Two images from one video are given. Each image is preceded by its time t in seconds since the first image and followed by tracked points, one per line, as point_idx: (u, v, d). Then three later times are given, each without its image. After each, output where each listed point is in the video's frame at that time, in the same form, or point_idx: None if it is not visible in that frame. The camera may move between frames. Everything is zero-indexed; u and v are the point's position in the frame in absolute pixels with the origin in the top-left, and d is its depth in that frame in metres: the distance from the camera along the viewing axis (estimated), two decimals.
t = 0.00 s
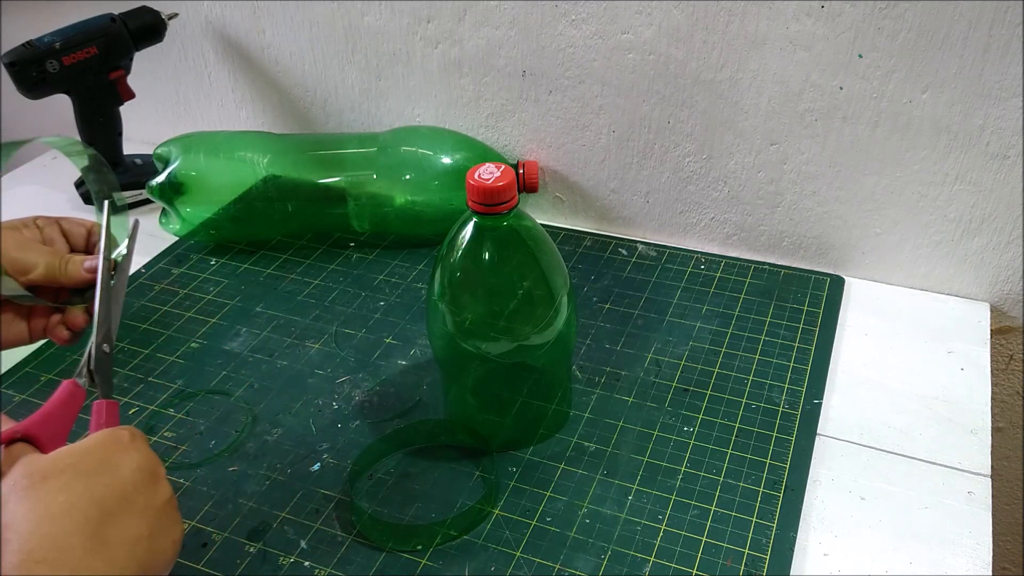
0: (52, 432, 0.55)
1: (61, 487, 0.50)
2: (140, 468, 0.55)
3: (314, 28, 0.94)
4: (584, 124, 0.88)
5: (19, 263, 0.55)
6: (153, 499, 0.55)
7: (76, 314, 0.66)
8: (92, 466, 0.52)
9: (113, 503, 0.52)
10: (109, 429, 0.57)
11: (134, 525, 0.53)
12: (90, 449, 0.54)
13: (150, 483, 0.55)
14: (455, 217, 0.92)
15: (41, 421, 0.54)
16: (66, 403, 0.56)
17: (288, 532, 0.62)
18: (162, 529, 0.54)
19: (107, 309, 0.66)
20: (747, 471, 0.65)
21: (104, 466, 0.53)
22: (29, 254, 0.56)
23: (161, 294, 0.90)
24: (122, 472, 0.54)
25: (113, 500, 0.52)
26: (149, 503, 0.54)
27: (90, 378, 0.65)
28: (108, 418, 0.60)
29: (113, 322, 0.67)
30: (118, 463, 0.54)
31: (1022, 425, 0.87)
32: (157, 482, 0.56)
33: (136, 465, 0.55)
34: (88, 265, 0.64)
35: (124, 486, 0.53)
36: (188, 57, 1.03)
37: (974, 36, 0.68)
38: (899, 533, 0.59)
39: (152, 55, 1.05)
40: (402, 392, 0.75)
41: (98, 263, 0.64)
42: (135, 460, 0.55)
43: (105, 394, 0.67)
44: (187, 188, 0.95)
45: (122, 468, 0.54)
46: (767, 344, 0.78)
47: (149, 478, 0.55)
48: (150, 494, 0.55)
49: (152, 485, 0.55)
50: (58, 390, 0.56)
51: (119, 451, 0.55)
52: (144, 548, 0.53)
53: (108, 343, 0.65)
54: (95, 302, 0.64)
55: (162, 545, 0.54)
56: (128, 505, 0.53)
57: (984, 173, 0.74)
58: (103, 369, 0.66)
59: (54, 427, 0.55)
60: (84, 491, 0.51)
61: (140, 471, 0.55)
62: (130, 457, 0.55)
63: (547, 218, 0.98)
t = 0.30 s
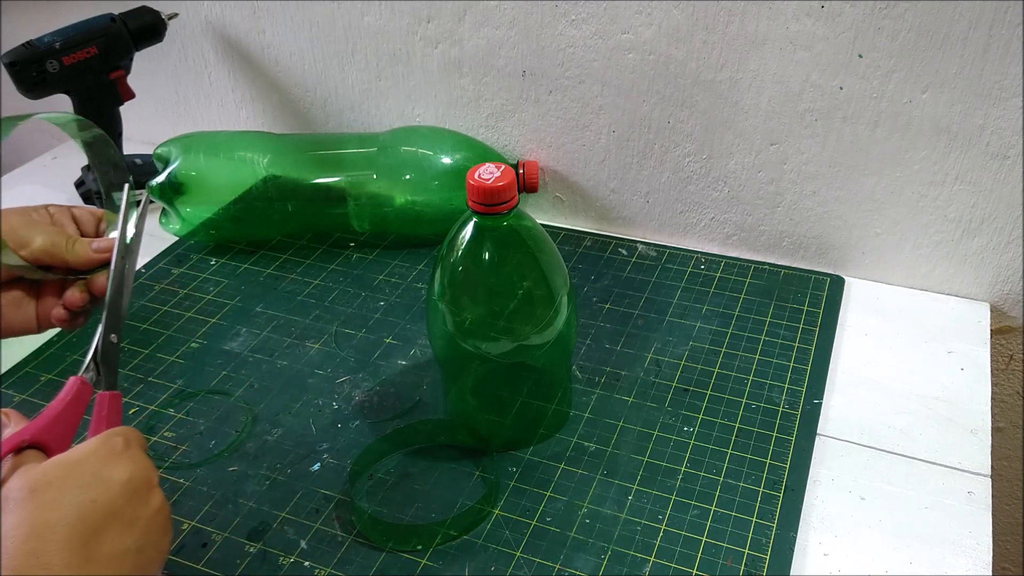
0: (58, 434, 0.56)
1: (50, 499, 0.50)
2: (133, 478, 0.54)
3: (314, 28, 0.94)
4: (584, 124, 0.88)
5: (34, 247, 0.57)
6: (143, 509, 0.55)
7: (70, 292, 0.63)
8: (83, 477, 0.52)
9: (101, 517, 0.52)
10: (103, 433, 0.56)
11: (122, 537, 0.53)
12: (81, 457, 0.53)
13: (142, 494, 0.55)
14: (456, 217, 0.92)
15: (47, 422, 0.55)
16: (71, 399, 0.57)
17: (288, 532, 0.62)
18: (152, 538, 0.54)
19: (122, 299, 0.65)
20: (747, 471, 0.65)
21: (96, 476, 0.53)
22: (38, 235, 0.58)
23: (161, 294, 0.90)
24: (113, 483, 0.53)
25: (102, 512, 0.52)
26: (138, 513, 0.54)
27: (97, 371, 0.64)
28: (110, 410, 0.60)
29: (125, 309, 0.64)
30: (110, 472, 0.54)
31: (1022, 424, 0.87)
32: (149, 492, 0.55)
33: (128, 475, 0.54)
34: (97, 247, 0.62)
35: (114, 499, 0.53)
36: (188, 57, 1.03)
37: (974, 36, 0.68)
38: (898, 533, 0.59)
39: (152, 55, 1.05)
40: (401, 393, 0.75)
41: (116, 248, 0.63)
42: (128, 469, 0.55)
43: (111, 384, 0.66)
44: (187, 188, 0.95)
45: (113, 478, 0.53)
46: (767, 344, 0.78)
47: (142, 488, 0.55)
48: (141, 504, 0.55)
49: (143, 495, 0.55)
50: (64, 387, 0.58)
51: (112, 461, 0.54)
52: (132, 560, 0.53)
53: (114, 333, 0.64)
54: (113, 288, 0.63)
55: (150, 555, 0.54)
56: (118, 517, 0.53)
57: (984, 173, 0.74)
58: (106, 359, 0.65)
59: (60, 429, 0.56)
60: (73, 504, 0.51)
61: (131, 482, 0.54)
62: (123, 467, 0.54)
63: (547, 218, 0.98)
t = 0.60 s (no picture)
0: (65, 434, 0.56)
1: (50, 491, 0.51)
2: (133, 471, 0.55)
3: (314, 28, 0.94)
4: (584, 124, 0.88)
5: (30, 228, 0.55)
6: (144, 502, 0.55)
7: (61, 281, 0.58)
8: (83, 471, 0.53)
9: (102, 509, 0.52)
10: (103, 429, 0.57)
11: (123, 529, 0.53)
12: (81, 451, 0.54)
13: (142, 487, 0.55)
14: (456, 217, 0.92)
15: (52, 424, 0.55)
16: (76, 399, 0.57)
17: (288, 532, 0.62)
18: (153, 532, 0.55)
19: (129, 294, 0.63)
20: (746, 471, 0.65)
21: (95, 469, 0.53)
22: (35, 219, 0.56)
23: (161, 294, 0.90)
24: (112, 475, 0.54)
25: (102, 504, 0.52)
26: (140, 506, 0.54)
27: (104, 366, 0.64)
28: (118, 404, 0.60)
29: (131, 309, 0.64)
30: (109, 465, 0.54)
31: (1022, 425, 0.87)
32: (150, 485, 0.56)
33: (128, 468, 0.55)
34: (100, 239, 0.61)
35: (114, 492, 0.53)
36: (188, 56, 1.03)
37: (974, 36, 0.68)
38: (898, 533, 0.59)
39: (152, 55, 1.05)
40: (401, 393, 0.75)
41: (122, 240, 0.61)
42: (128, 462, 0.55)
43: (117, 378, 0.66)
44: (187, 188, 0.95)
45: (113, 470, 0.54)
46: (767, 344, 0.78)
47: (142, 482, 0.56)
48: (142, 497, 0.55)
49: (143, 488, 0.55)
50: (70, 387, 0.58)
51: (111, 454, 0.55)
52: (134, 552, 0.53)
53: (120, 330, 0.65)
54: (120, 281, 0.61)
55: (153, 548, 0.54)
56: (119, 510, 0.53)
57: (984, 173, 0.74)
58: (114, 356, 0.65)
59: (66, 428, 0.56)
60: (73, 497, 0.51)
61: (131, 475, 0.55)
62: (122, 460, 0.55)
63: (547, 218, 0.98)
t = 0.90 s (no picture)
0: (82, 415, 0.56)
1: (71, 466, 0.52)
2: (157, 445, 0.55)
3: (314, 28, 0.94)
4: (584, 124, 0.88)
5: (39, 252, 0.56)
6: (172, 475, 0.55)
7: (55, 306, 0.57)
8: (106, 448, 0.54)
9: (127, 484, 0.53)
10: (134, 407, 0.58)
11: (148, 501, 0.53)
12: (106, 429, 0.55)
13: (170, 460, 0.56)
14: (456, 217, 0.92)
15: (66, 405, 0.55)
16: (94, 382, 0.56)
17: (288, 532, 0.62)
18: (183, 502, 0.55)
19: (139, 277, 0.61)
20: (746, 471, 0.65)
21: (118, 445, 0.54)
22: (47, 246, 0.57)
23: (161, 294, 0.90)
24: (136, 450, 0.54)
25: (124, 478, 0.53)
26: (168, 479, 0.55)
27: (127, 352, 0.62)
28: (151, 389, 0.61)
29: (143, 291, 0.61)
30: (134, 440, 0.55)
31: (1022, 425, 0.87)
32: (178, 458, 0.56)
33: (153, 443, 0.55)
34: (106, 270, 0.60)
35: (138, 467, 0.54)
36: (188, 57, 1.03)
37: (974, 36, 0.68)
38: (898, 533, 0.59)
39: (152, 55, 1.05)
40: (401, 393, 0.75)
41: (122, 270, 0.60)
42: (153, 436, 0.56)
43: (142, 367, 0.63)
44: (187, 188, 0.95)
45: (137, 446, 0.54)
46: (767, 344, 0.78)
47: (170, 455, 0.56)
48: (170, 470, 0.55)
49: (171, 460, 0.56)
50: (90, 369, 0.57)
51: (137, 429, 0.55)
52: (162, 522, 0.53)
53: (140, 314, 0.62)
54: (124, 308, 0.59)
55: (185, 518, 0.55)
56: (143, 483, 0.54)
57: (984, 173, 0.74)
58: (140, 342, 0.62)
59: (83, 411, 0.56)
60: (94, 473, 0.52)
61: (156, 449, 0.55)
62: (147, 435, 0.55)
63: (547, 218, 0.98)
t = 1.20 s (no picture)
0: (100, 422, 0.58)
1: (76, 471, 0.52)
2: (161, 445, 0.55)
3: (315, 28, 0.94)
4: (584, 124, 0.88)
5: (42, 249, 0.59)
6: (177, 475, 0.55)
7: (49, 296, 0.57)
8: (111, 449, 0.53)
9: (132, 486, 0.53)
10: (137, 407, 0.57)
11: (154, 503, 0.53)
12: (110, 430, 0.54)
13: (174, 459, 0.55)
14: (456, 217, 0.92)
15: (85, 412, 0.57)
16: (110, 388, 0.58)
17: (288, 532, 0.62)
18: (190, 502, 0.55)
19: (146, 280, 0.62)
20: (746, 471, 0.65)
21: (122, 447, 0.54)
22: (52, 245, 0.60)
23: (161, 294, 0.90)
24: (140, 451, 0.54)
25: (129, 481, 0.53)
26: (174, 479, 0.55)
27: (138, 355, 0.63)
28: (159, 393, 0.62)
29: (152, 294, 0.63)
30: (137, 441, 0.54)
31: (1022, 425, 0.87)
32: (183, 457, 0.56)
33: (156, 443, 0.55)
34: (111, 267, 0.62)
35: (143, 468, 0.54)
36: (189, 57, 1.03)
37: (974, 36, 0.68)
38: (898, 533, 0.59)
39: (152, 55, 1.05)
40: (401, 392, 0.75)
41: (133, 277, 0.60)
42: (157, 435, 0.55)
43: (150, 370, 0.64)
44: (187, 188, 0.95)
45: (141, 446, 0.54)
46: (767, 344, 0.78)
47: (174, 454, 0.56)
48: (175, 469, 0.55)
49: (176, 459, 0.55)
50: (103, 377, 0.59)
51: (139, 430, 0.55)
52: (169, 523, 0.53)
53: (148, 319, 0.62)
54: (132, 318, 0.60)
55: (192, 518, 0.54)
56: (148, 484, 0.54)
57: (984, 173, 0.74)
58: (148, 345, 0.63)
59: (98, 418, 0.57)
60: (100, 477, 0.52)
61: (160, 449, 0.55)
62: (150, 435, 0.55)
63: (547, 218, 0.98)
